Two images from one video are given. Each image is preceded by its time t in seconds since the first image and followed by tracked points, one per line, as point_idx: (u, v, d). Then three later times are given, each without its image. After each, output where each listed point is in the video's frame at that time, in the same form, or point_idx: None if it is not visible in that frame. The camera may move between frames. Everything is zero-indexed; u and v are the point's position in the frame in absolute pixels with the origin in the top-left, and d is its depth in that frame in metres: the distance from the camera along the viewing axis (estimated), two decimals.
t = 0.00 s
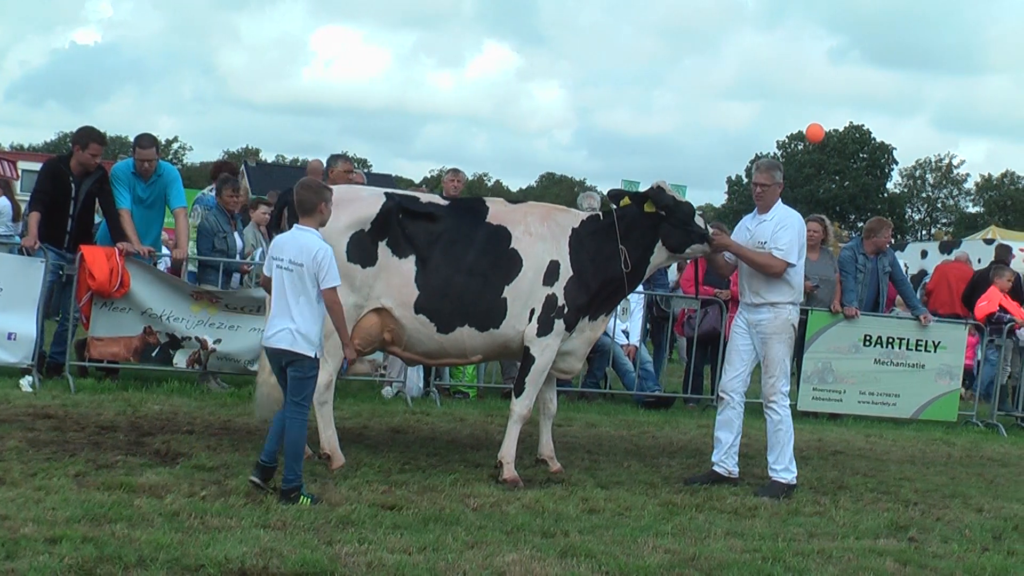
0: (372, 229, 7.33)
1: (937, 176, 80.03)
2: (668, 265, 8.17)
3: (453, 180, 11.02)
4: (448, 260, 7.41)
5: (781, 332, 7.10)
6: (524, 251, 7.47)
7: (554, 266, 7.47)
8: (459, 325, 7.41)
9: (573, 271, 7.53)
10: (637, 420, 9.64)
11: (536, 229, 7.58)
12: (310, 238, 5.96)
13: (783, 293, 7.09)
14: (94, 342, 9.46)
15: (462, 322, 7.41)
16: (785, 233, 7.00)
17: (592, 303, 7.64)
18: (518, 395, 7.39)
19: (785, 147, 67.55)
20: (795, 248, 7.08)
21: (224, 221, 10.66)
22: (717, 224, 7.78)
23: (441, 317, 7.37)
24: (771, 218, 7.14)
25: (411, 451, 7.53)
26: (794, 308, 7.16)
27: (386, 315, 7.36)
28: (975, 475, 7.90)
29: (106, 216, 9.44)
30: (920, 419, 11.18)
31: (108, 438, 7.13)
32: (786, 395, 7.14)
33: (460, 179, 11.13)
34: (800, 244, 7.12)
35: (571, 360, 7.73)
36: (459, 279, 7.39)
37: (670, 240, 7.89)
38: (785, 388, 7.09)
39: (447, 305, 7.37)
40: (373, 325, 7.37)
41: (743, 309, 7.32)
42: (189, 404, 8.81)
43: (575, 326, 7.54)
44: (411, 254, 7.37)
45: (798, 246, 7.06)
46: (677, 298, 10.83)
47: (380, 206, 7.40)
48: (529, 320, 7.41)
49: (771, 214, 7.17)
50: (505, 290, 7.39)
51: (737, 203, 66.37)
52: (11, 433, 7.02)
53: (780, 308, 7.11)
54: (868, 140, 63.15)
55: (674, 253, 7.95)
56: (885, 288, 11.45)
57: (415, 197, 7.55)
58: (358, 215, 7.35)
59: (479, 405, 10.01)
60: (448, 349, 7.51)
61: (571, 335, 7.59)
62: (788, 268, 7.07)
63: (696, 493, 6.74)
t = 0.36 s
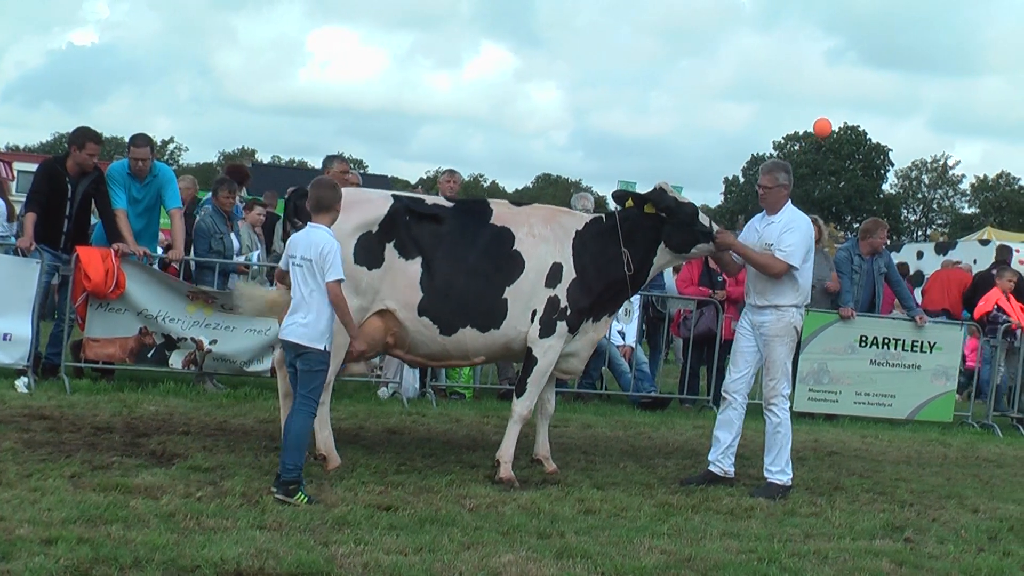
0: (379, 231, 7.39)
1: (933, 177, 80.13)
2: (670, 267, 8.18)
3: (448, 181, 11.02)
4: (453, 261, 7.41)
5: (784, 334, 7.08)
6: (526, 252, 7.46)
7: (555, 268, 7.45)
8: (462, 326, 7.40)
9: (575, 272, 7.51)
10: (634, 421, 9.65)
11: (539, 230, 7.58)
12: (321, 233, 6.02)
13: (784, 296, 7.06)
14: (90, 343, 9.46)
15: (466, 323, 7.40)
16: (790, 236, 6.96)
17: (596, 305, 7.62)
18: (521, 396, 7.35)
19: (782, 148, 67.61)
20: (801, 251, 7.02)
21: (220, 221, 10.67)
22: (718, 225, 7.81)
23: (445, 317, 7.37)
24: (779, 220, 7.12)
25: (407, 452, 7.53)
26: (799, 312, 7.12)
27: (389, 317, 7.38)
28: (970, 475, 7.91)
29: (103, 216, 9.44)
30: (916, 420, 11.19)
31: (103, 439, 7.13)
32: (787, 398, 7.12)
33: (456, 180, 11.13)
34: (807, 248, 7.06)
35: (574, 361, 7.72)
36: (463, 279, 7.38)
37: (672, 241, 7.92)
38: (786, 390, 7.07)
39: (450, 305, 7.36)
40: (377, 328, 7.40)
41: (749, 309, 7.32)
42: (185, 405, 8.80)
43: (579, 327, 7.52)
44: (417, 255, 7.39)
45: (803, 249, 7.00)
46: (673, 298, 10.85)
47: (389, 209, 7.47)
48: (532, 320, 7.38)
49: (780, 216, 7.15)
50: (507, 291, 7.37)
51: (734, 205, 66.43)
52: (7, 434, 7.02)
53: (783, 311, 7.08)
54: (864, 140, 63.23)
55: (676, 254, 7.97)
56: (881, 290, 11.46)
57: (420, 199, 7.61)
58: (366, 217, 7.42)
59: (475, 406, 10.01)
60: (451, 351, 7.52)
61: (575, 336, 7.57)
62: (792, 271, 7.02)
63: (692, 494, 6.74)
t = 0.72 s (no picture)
0: (405, 240, 7.32)
1: (931, 178, 80.19)
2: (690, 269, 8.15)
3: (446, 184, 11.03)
4: (479, 268, 7.40)
5: (789, 340, 7.09)
6: (552, 260, 7.48)
7: (581, 276, 7.46)
8: (488, 332, 7.37)
9: (602, 277, 7.53)
10: (631, 423, 9.66)
11: (563, 237, 7.62)
12: (328, 230, 6.05)
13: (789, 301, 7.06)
14: (87, 345, 9.45)
15: (491, 329, 7.38)
16: (795, 245, 6.94)
17: (626, 306, 7.59)
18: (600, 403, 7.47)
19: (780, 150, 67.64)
20: (806, 260, 7.00)
21: (217, 224, 10.64)
22: (735, 222, 7.78)
23: (472, 324, 7.35)
24: (787, 228, 7.10)
25: (404, 455, 7.52)
26: (806, 318, 7.13)
27: (414, 325, 7.33)
28: (966, 477, 7.91)
29: (99, 218, 9.44)
30: (913, 421, 11.19)
31: (99, 442, 7.13)
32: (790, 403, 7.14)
33: (453, 182, 11.14)
34: (812, 256, 7.03)
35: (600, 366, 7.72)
36: (491, 285, 7.38)
37: (691, 240, 7.88)
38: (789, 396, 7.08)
39: (474, 313, 7.34)
40: (400, 334, 7.35)
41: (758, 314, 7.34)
42: (180, 407, 8.79)
43: (616, 330, 7.53)
44: (445, 263, 7.35)
45: (807, 258, 6.98)
46: (669, 300, 10.87)
47: (415, 217, 7.42)
48: (561, 330, 7.40)
49: (788, 223, 7.14)
50: (533, 298, 7.38)
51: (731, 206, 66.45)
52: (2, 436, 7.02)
53: (790, 317, 7.08)
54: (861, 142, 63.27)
55: (698, 253, 7.95)
56: (878, 292, 11.48)
57: (446, 207, 7.59)
58: (393, 226, 7.34)
59: (472, 408, 10.01)
60: (476, 358, 7.50)
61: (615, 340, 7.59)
62: (795, 279, 7.01)
63: (689, 497, 6.74)
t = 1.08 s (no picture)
0: (442, 256, 7.29)
1: (929, 180, 80.23)
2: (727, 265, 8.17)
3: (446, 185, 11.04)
4: (522, 276, 7.41)
5: (805, 342, 7.05)
6: (596, 267, 7.51)
7: (627, 281, 7.51)
8: (535, 339, 7.40)
9: (647, 281, 7.56)
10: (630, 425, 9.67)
11: (605, 243, 7.64)
12: (342, 241, 6.05)
13: (806, 303, 7.04)
14: (86, 346, 9.44)
15: (537, 336, 7.39)
16: (818, 248, 6.99)
17: (670, 310, 7.62)
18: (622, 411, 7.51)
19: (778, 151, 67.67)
20: (829, 264, 7.02)
21: (216, 225, 10.67)
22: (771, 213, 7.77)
23: (516, 332, 7.36)
24: (810, 233, 7.15)
25: (404, 457, 7.53)
26: (824, 322, 7.08)
27: (457, 335, 7.33)
28: (965, 479, 7.91)
29: (99, 221, 9.45)
30: (911, 423, 11.19)
31: (98, 443, 7.13)
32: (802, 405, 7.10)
33: (452, 183, 11.14)
34: (835, 260, 7.05)
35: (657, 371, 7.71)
36: (535, 293, 7.40)
37: (731, 236, 7.90)
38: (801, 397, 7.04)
39: (516, 321, 7.35)
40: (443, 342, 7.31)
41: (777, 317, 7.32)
42: (179, 409, 8.79)
43: (659, 334, 7.58)
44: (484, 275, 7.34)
45: (829, 261, 7.00)
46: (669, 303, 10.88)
47: (450, 233, 7.39)
48: (611, 336, 7.45)
49: (811, 228, 7.18)
50: (581, 304, 7.42)
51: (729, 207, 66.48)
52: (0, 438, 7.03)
53: (808, 320, 7.04)
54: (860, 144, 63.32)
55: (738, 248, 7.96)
56: (877, 294, 11.51)
57: (483, 219, 7.58)
58: (431, 243, 7.31)
59: (472, 409, 10.01)
60: (526, 364, 7.51)
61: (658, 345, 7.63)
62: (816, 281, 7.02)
63: (689, 499, 6.73)
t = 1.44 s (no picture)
0: (481, 260, 7.47)
1: (929, 178, 80.22)
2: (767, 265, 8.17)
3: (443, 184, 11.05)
4: (559, 278, 7.53)
5: (840, 339, 7.10)
6: (631, 265, 7.57)
7: (660, 279, 7.54)
8: (569, 339, 7.54)
9: (680, 282, 7.56)
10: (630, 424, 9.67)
11: (641, 243, 7.67)
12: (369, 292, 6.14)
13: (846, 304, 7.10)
14: (86, 347, 9.46)
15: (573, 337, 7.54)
16: (856, 250, 7.03)
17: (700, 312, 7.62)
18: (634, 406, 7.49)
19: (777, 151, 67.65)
20: (867, 266, 7.06)
21: (216, 226, 10.69)
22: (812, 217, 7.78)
23: (552, 333, 7.51)
24: (849, 236, 7.18)
25: (405, 457, 7.53)
26: (862, 322, 7.12)
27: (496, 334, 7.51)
28: (965, 477, 7.91)
29: (99, 222, 9.46)
30: (910, 421, 11.18)
31: (98, 444, 7.13)
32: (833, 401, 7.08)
33: (451, 182, 11.14)
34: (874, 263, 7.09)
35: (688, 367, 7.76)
36: (570, 294, 7.51)
37: (771, 236, 7.90)
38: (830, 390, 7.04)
39: (552, 324, 7.50)
40: (486, 345, 7.54)
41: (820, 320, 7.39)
42: (179, 409, 8.79)
43: (683, 335, 7.59)
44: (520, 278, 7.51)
45: (867, 263, 7.03)
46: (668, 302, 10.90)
47: (491, 235, 7.57)
48: (636, 334, 7.50)
49: (850, 231, 7.22)
50: (613, 305, 7.50)
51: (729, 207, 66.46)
52: None
53: (845, 320, 7.10)
54: (859, 143, 63.30)
55: (777, 248, 7.95)
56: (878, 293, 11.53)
57: (525, 220, 7.73)
58: (472, 247, 7.49)
59: (472, 409, 10.02)
60: (560, 363, 7.66)
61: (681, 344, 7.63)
62: (854, 283, 7.07)
63: (689, 497, 6.74)
